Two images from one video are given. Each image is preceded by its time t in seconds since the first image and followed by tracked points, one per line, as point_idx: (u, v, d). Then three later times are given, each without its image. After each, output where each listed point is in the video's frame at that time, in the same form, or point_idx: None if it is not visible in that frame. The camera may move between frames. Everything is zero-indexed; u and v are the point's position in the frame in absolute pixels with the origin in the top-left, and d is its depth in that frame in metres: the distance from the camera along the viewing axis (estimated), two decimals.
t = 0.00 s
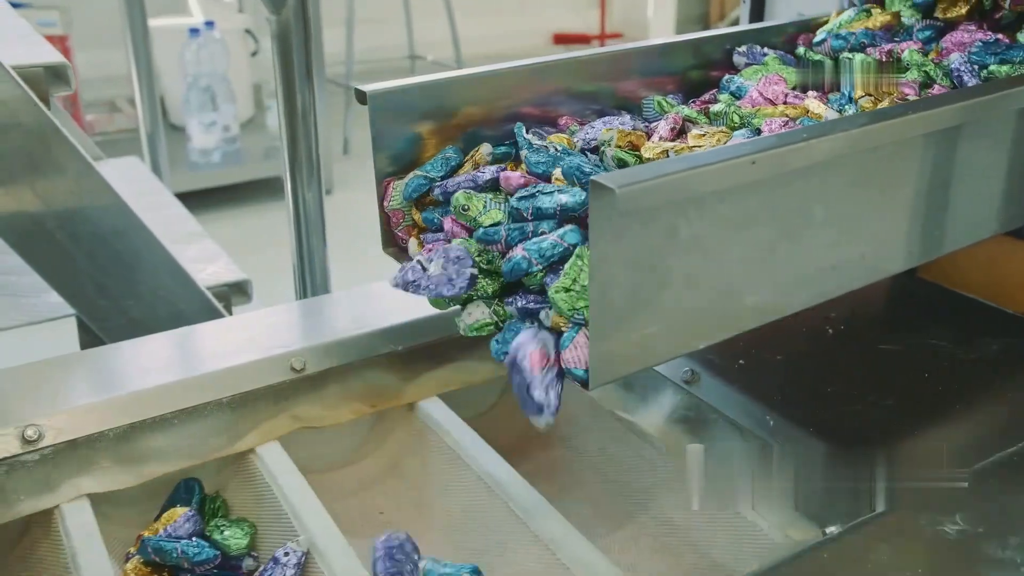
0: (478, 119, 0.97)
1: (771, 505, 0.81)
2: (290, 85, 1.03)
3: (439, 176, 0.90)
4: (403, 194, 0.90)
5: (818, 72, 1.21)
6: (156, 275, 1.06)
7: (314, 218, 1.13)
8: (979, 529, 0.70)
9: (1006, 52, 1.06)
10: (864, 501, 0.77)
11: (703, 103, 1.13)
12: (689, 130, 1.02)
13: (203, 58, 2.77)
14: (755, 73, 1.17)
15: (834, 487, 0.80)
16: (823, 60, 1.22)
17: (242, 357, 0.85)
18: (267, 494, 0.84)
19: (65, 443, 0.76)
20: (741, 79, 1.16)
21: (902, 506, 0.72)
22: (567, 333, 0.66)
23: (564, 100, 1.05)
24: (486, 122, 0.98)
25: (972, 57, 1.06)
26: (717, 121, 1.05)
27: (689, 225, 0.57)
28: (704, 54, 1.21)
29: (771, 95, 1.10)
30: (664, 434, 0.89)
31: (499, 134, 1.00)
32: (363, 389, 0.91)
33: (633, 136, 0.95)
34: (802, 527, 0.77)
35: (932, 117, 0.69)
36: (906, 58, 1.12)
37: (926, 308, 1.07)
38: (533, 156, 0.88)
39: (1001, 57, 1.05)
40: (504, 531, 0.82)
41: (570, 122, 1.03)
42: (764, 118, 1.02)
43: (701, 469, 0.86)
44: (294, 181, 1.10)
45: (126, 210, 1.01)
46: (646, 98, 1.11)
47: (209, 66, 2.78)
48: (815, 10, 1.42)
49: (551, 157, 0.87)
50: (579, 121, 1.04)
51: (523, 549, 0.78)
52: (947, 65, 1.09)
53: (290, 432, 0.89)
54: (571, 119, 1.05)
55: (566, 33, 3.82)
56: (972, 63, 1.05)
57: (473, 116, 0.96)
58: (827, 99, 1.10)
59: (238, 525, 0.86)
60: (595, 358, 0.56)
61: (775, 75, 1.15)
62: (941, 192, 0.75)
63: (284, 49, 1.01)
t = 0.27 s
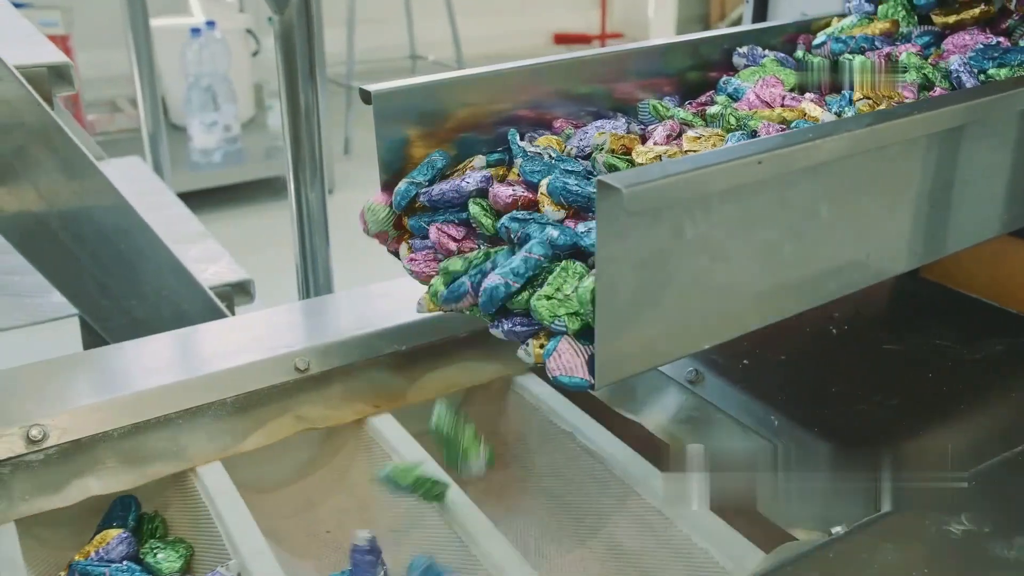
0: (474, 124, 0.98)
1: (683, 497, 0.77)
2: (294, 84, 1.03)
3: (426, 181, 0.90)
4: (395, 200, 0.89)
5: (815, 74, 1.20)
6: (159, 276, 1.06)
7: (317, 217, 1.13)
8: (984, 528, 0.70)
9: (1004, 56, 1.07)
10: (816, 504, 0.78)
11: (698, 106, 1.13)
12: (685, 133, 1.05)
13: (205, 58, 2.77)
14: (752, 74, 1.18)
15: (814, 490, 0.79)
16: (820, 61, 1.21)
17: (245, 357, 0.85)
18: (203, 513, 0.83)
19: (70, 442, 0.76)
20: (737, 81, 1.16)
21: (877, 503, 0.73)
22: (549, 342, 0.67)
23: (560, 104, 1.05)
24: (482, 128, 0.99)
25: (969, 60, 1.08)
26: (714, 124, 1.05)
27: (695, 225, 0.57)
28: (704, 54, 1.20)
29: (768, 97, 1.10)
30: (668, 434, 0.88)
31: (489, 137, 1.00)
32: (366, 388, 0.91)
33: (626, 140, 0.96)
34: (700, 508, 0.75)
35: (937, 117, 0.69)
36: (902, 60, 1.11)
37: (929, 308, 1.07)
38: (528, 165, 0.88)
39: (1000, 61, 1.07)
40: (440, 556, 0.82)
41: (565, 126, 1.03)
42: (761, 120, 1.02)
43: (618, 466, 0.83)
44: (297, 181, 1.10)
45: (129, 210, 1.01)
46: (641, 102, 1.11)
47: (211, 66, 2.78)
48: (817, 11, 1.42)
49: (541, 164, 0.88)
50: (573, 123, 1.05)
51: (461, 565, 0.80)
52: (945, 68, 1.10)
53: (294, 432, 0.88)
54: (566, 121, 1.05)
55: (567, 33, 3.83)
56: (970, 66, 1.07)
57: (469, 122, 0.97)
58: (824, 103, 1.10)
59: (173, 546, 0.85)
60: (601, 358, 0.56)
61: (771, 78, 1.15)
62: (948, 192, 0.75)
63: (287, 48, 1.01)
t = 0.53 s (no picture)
0: (467, 130, 0.97)
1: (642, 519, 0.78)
2: (297, 84, 1.03)
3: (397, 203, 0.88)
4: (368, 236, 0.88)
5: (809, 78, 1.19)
6: (162, 276, 1.06)
7: (319, 217, 1.13)
8: (989, 528, 0.70)
9: (1004, 59, 1.08)
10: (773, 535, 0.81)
11: (695, 108, 1.13)
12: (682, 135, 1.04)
13: (206, 58, 2.77)
14: (750, 76, 1.17)
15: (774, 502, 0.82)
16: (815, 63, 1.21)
17: (249, 357, 0.85)
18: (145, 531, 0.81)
19: (74, 442, 0.76)
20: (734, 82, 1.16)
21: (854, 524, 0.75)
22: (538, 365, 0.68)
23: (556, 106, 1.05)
24: (472, 134, 0.98)
25: (969, 63, 1.08)
26: (711, 126, 1.05)
27: (701, 225, 0.57)
28: (701, 56, 1.20)
29: (766, 100, 1.10)
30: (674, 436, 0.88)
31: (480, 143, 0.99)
32: (369, 388, 0.91)
33: (619, 144, 0.96)
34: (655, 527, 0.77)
35: (942, 117, 0.69)
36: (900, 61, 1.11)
37: (933, 307, 1.07)
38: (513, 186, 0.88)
39: (1000, 63, 1.08)
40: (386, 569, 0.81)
41: (560, 128, 1.03)
42: (757, 122, 1.02)
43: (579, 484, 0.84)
44: (300, 181, 1.10)
45: (132, 210, 1.01)
46: (638, 104, 1.11)
47: (212, 66, 2.78)
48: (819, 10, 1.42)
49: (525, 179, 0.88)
50: (569, 126, 1.04)
51: None
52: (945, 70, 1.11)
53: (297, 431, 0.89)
54: (561, 123, 1.05)
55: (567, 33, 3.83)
56: (970, 68, 1.08)
57: (459, 129, 0.97)
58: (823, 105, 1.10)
59: (112, 567, 0.82)
60: (607, 358, 0.56)
61: (770, 80, 1.14)
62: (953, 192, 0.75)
63: (290, 48, 1.01)
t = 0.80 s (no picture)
0: (456, 137, 0.97)
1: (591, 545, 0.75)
2: (300, 84, 1.03)
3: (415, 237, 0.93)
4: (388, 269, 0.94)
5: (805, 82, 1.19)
6: (165, 275, 1.06)
7: (322, 218, 1.13)
8: (995, 528, 0.70)
9: (1005, 61, 1.07)
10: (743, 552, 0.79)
11: (692, 110, 1.13)
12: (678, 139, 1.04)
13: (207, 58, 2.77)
14: (748, 78, 1.16)
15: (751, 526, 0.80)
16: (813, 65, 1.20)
17: (252, 357, 0.85)
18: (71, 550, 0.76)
19: (79, 442, 0.77)
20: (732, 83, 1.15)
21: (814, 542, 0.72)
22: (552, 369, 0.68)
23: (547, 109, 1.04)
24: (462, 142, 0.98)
25: (969, 65, 1.08)
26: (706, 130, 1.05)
27: (707, 225, 0.57)
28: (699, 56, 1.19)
29: (762, 102, 1.09)
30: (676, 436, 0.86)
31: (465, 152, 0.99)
32: (373, 387, 0.91)
33: (606, 150, 0.95)
34: (603, 554, 0.74)
35: (947, 117, 0.69)
36: (898, 63, 1.12)
37: (936, 307, 1.07)
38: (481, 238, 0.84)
39: (1000, 66, 1.07)
40: None
41: (554, 130, 1.02)
42: (752, 125, 1.02)
43: (533, 508, 0.80)
44: (303, 181, 1.10)
45: (135, 210, 1.01)
46: (635, 106, 1.11)
47: (213, 66, 2.79)
48: (822, 11, 1.42)
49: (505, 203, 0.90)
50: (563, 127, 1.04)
51: None
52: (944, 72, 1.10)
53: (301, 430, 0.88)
54: (556, 125, 1.04)
55: (567, 33, 3.86)
56: (970, 71, 1.07)
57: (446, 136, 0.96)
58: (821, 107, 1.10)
59: None
60: (612, 358, 0.56)
61: (767, 81, 1.13)
62: (958, 193, 0.75)
63: (294, 48, 1.01)
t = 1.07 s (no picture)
0: (451, 143, 0.97)
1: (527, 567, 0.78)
2: (304, 84, 1.03)
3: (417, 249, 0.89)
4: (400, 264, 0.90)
5: (803, 84, 1.19)
6: (168, 275, 1.06)
7: (325, 217, 1.13)
8: (1000, 528, 0.70)
9: (1004, 63, 1.07)
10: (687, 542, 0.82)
11: (688, 112, 1.12)
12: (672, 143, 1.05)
13: (208, 58, 2.78)
14: (744, 79, 1.15)
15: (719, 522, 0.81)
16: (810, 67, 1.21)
17: (256, 357, 0.85)
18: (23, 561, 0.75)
19: (83, 442, 0.77)
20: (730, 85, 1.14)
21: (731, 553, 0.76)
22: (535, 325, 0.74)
23: (539, 111, 1.04)
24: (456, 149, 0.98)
25: (968, 68, 1.08)
26: (700, 132, 1.05)
27: (713, 225, 0.57)
28: (695, 57, 1.18)
29: (760, 105, 1.08)
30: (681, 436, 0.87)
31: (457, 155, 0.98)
32: (378, 390, 0.92)
33: (596, 151, 0.95)
34: None
35: (953, 117, 0.70)
36: (897, 66, 1.11)
37: (940, 307, 1.07)
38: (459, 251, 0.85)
39: (1000, 68, 1.07)
40: None
41: (547, 132, 1.02)
42: (746, 129, 1.02)
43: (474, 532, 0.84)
44: (306, 180, 1.10)
45: (139, 209, 1.01)
46: (628, 109, 1.10)
47: (214, 66, 2.79)
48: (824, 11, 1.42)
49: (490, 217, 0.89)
50: (556, 129, 1.04)
51: None
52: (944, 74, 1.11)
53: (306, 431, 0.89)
54: (548, 127, 1.04)
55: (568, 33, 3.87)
56: (969, 73, 1.08)
57: (435, 143, 0.95)
58: (820, 110, 1.09)
59: None
60: (619, 358, 0.56)
61: (765, 84, 1.12)
62: (963, 193, 0.75)
63: (297, 48, 1.01)
